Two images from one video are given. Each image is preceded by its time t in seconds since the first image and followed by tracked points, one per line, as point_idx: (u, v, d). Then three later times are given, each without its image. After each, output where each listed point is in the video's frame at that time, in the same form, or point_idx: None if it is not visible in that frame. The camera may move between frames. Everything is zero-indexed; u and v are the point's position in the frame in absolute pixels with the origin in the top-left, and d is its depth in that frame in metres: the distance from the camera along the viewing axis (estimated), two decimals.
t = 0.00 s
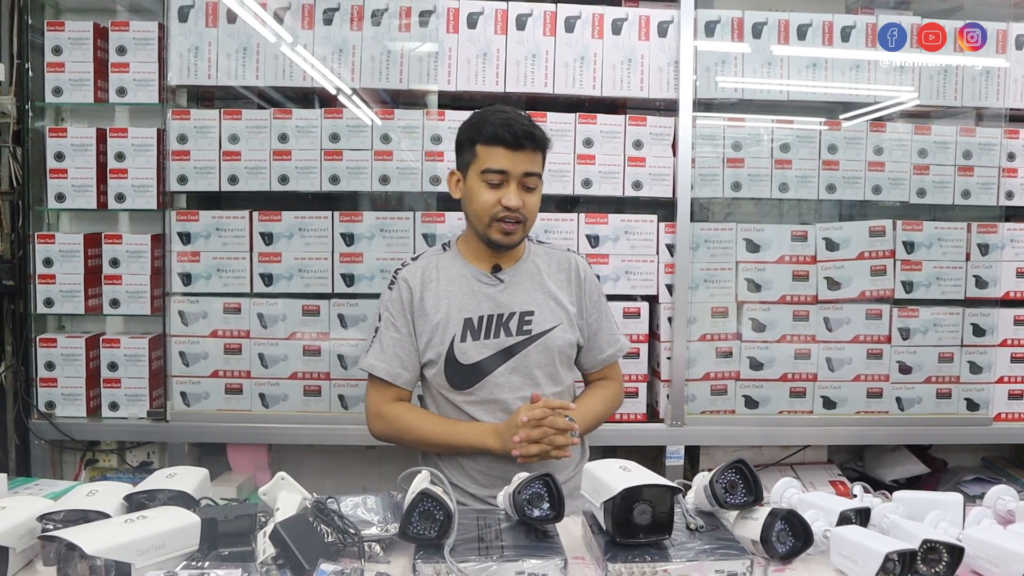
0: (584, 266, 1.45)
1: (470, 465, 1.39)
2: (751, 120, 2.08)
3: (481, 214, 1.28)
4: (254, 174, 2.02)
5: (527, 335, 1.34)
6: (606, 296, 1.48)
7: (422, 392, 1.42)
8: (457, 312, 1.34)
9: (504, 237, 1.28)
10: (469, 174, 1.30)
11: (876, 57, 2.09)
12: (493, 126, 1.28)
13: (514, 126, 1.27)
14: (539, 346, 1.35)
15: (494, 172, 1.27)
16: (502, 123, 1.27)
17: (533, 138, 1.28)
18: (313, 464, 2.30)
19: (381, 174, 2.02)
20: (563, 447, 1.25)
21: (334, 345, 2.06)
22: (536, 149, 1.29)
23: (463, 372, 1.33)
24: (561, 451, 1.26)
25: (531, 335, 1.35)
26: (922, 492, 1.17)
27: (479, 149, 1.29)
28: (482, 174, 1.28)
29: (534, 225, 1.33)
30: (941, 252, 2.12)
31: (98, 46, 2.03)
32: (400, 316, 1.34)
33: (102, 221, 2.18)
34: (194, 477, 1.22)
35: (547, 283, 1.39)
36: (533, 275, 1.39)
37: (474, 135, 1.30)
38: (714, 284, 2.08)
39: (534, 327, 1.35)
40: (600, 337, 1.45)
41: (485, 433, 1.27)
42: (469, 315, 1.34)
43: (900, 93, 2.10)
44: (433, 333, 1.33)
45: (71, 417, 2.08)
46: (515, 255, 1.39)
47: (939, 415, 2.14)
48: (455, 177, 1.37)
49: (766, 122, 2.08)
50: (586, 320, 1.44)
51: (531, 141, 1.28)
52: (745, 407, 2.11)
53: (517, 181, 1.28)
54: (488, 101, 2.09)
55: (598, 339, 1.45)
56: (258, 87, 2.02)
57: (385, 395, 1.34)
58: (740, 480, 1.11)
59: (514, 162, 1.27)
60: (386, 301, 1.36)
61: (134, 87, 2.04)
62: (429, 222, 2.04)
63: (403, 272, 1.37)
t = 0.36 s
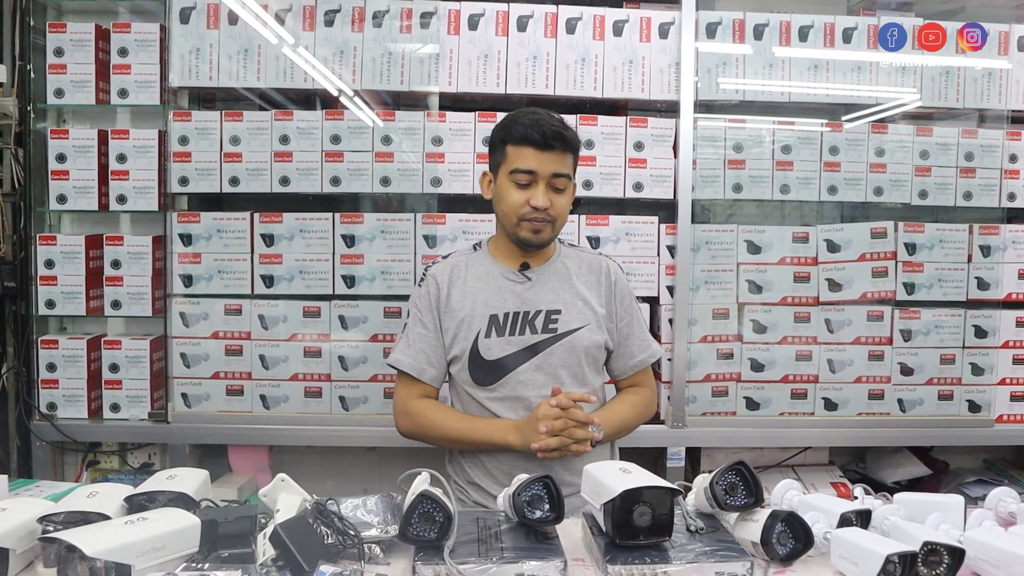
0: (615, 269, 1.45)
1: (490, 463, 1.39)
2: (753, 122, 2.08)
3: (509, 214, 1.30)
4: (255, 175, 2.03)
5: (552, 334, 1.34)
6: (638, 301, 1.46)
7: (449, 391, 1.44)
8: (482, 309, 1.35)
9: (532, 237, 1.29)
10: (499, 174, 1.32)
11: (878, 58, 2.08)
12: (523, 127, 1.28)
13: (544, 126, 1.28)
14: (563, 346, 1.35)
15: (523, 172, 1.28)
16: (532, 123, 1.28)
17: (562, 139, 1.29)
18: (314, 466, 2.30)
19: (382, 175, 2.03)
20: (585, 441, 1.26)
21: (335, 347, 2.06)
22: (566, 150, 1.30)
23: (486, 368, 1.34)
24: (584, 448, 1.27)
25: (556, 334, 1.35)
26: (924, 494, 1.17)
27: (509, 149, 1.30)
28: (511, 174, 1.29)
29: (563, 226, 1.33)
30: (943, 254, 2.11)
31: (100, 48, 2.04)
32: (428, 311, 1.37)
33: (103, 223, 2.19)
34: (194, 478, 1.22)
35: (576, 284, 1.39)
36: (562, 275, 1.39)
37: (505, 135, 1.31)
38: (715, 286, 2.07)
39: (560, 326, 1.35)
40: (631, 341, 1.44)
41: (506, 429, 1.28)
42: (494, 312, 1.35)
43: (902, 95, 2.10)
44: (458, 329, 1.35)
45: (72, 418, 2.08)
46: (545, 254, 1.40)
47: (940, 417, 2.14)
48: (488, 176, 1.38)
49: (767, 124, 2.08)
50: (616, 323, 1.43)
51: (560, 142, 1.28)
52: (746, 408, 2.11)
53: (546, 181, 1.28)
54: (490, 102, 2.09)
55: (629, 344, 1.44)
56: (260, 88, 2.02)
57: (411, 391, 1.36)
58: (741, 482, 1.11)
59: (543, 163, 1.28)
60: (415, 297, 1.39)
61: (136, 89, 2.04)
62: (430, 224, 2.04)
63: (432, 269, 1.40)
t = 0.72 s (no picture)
0: (627, 274, 1.44)
1: (494, 466, 1.39)
2: (753, 124, 2.08)
3: (513, 213, 1.30)
4: (255, 177, 2.02)
5: (558, 337, 1.34)
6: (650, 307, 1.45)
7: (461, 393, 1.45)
8: (488, 312, 1.35)
9: (535, 237, 1.29)
10: (507, 174, 1.33)
11: (878, 59, 2.08)
12: (531, 128, 1.29)
13: (552, 127, 1.28)
14: (567, 349, 1.34)
15: (528, 172, 1.28)
16: (539, 124, 1.28)
17: (568, 140, 1.28)
18: (313, 468, 2.29)
19: (383, 177, 2.03)
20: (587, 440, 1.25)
21: (335, 349, 2.06)
22: (573, 151, 1.29)
23: (492, 371, 1.34)
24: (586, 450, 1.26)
25: (562, 337, 1.35)
26: (924, 497, 1.17)
27: (517, 150, 1.31)
28: (517, 174, 1.30)
29: (570, 227, 1.32)
30: (944, 256, 2.11)
31: (101, 50, 2.04)
32: (437, 315, 1.38)
33: (104, 225, 2.17)
34: (195, 481, 1.22)
35: (584, 288, 1.39)
36: (570, 279, 1.39)
37: (514, 135, 1.32)
38: (715, 288, 2.07)
39: (566, 329, 1.35)
40: (642, 347, 1.43)
41: (504, 431, 1.28)
42: (501, 315, 1.35)
43: (902, 96, 2.11)
44: (465, 332, 1.36)
45: (73, 420, 2.08)
46: (553, 258, 1.39)
47: (940, 420, 2.14)
48: (499, 179, 1.39)
49: (768, 126, 2.08)
50: (626, 328, 1.42)
51: (567, 143, 1.28)
52: (746, 411, 2.11)
53: (551, 182, 1.28)
54: (490, 104, 2.09)
55: (639, 349, 1.43)
56: (260, 90, 2.02)
57: (420, 395, 1.38)
58: (742, 485, 1.10)
59: (549, 163, 1.28)
60: (425, 301, 1.41)
61: (136, 91, 2.04)
62: (430, 226, 2.04)
63: (443, 272, 1.41)
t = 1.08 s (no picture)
0: (626, 280, 1.44)
1: (493, 469, 1.39)
2: (753, 126, 2.08)
3: (511, 217, 1.30)
4: (255, 180, 2.03)
5: (557, 342, 1.35)
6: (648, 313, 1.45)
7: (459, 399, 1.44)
8: (488, 317, 1.35)
9: (533, 241, 1.29)
10: (505, 178, 1.33)
11: (879, 61, 2.08)
12: (528, 132, 1.29)
13: (549, 131, 1.28)
14: (567, 353, 1.35)
15: (525, 175, 1.28)
16: (537, 128, 1.29)
17: (566, 143, 1.28)
18: (313, 471, 2.29)
19: (383, 180, 2.03)
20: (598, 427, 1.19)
21: (335, 351, 2.06)
22: (571, 155, 1.29)
23: (491, 376, 1.34)
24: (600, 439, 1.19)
25: (562, 342, 1.35)
26: (925, 500, 1.16)
27: (515, 153, 1.31)
28: (515, 178, 1.30)
29: (569, 231, 1.32)
30: (945, 259, 2.11)
31: (101, 54, 2.04)
32: (438, 318, 1.38)
33: (104, 228, 2.17)
34: (194, 484, 1.22)
35: (583, 293, 1.39)
36: (570, 284, 1.39)
37: (512, 139, 1.32)
38: (716, 290, 2.07)
39: (565, 335, 1.35)
40: (641, 352, 1.42)
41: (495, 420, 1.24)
42: (501, 319, 1.35)
43: (903, 98, 2.10)
44: (465, 336, 1.35)
45: (73, 423, 2.08)
46: (553, 262, 1.39)
47: (941, 422, 2.13)
48: (498, 183, 1.39)
49: (768, 128, 2.07)
50: (625, 334, 1.42)
51: (564, 147, 1.28)
52: (747, 413, 2.10)
53: (548, 185, 1.28)
54: (489, 107, 2.09)
55: (638, 355, 1.43)
56: (260, 94, 2.02)
57: (418, 396, 1.36)
58: (742, 488, 1.10)
59: (546, 167, 1.28)
60: (426, 304, 1.40)
61: (136, 94, 2.04)
62: (430, 229, 2.04)
63: (443, 276, 1.41)
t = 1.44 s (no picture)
0: (612, 275, 1.46)
1: (488, 466, 1.39)
2: (749, 125, 2.08)
3: (508, 202, 1.30)
4: (251, 178, 2.02)
5: (557, 335, 1.35)
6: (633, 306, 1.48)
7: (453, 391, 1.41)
8: (488, 310, 1.34)
9: (530, 225, 1.28)
10: (502, 167, 1.33)
11: (875, 60, 2.08)
12: (526, 120, 1.30)
13: (546, 119, 1.30)
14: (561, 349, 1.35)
15: (523, 160, 1.29)
16: (534, 115, 1.30)
17: (563, 130, 1.30)
18: (309, 469, 2.29)
19: (378, 178, 2.03)
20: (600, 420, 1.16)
21: (331, 350, 2.06)
22: (567, 142, 1.30)
23: (494, 369, 1.33)
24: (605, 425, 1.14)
25: (561, 335, 1.35)
26: (920, 497, 1.17)
27: (512, 141, 1.32)
28: (512, 164, 1.30)
29: (565, 218, 1.32)
30: (940, 257, 2.11)
31: (96, 51, 2.03)
32: (436, 310, 1.35)
33: (98, 226, 2.17)
34: (189, 482, 1.21)
35: (577, 286, 1.40)
36: (565, 278, 1.39)
37: (509, 128, 1.33)
38: (711, 289, 2.07)
39: (564, 328, 1.35)
40: (627, 345, 1.44)
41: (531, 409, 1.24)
42: (501, 312, 1.34)
43: (899, 97, 2.11)
44: (465, 328, 1.34)
45: (67, 422, 2.07)
46: (548, 254, 1.39)
47: (937, 420, 2.13)
48: (494, 176, 1.39)
49: (764, 127, 2.07)
50: (614, 328, 1.43)
51: (561, 133, 1.29)
52: (743, 411, 2.10)
53: (545, 170, 1.28)
54: (485, 104, 2.09)
55: (626, 347, 1.44)
56: (255, 91, 2.02)
57: (422, 391, 1.32)
58: (737, 485, 1.10)
59: (543, 151, 1.29)
60: (422, 297, 1.38)
61: (131, 91, 2.04)
62: (425, 226, 2.04)
63: (438, 269, 1.40)
